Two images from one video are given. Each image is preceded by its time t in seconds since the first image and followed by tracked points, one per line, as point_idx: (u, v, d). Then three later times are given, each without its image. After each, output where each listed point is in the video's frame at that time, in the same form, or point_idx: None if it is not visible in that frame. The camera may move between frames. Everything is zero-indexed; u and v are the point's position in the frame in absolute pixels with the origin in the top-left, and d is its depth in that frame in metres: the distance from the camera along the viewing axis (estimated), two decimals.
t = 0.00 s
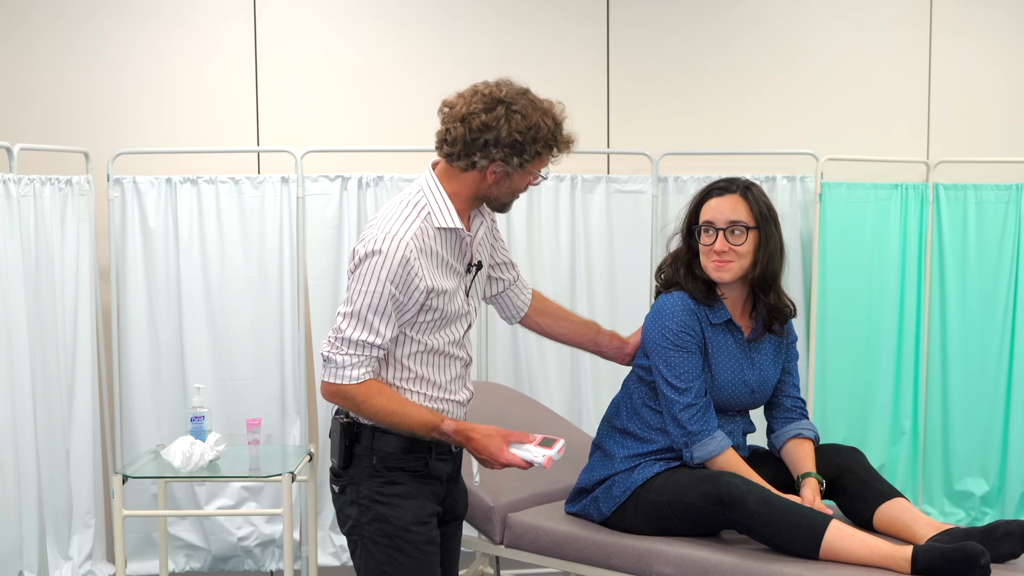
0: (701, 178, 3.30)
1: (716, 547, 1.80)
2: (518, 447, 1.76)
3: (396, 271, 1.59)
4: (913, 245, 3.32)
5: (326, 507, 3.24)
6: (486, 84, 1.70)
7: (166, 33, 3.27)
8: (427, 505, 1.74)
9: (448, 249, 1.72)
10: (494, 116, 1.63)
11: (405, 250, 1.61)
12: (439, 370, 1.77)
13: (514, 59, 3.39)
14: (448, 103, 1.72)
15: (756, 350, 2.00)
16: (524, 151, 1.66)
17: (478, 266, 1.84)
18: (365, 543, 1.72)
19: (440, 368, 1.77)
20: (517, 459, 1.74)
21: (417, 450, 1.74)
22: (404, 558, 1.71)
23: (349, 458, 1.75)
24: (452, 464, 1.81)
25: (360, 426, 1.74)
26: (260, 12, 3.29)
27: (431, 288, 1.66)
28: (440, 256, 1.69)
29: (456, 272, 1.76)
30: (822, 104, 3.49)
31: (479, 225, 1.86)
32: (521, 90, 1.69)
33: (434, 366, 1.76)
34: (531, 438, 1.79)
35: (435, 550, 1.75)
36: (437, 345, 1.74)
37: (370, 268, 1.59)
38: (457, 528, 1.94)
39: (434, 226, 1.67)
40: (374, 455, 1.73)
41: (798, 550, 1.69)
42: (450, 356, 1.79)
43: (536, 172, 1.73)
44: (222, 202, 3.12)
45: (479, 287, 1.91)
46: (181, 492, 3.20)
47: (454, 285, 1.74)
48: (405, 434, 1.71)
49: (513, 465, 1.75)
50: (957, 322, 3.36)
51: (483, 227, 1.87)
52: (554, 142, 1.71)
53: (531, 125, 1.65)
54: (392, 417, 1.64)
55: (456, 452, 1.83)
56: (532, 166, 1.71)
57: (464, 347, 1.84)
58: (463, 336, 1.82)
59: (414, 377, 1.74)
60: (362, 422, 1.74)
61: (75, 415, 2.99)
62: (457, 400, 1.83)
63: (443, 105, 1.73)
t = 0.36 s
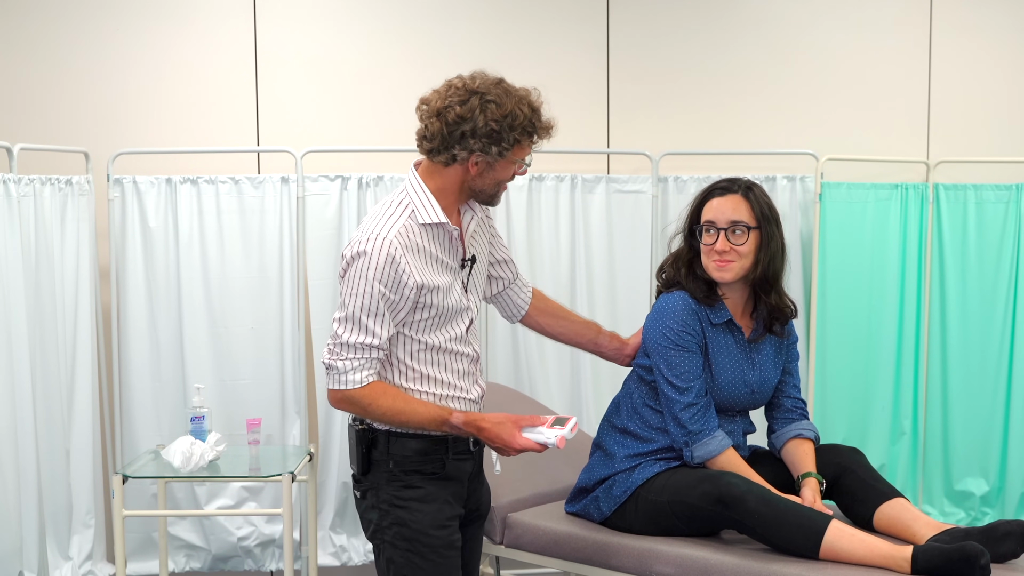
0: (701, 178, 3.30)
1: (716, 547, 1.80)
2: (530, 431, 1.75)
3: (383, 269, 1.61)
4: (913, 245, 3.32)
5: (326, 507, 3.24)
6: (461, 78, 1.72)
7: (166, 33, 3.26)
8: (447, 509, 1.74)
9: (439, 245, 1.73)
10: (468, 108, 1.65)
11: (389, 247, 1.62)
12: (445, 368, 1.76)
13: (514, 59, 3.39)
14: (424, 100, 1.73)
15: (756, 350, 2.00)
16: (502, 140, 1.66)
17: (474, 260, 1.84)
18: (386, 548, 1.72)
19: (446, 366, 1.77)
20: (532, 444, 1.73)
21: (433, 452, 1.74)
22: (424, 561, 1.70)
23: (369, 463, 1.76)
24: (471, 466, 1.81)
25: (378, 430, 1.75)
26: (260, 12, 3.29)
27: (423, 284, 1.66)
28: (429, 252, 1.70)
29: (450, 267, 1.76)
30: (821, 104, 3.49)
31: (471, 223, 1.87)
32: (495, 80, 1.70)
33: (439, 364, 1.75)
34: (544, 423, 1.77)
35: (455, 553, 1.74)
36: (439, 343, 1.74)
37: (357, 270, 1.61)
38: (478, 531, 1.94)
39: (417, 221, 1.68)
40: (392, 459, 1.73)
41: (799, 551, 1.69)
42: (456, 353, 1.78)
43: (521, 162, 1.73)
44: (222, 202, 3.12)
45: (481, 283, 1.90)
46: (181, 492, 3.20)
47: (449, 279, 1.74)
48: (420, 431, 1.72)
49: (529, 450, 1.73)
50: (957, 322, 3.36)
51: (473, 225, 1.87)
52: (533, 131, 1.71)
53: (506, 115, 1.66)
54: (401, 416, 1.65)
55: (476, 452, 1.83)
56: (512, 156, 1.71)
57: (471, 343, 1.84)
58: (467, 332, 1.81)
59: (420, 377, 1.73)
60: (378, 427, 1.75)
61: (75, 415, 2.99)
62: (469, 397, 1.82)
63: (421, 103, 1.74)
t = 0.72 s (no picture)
0: (701, 178, 3.30)
1: (716, 547, 1.80)
2: (526, 431, 1.74)
3: (382, 266, 1.61)
4: (913, 245, 3.32)
5: (326, 507, 3.24)
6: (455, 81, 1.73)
7: (166, 33, 3.26)
8: (444, 507, 1.74)
9: (439, 244, 1.73)
10: (461, 107, 1.65)
11: (388, 244, 1.62)
12: (443, 366, 1.76)
13: (514, 59, 3.39)
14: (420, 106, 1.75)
15: (757, 351, 2.00)
16: (497, 137, 1.66)
17: (475, 259, 1.83)
18: (383, 546, 1.73)
19: (444, 365, 1.76)
20: (527, 445, 1.72)
21: (430, 450, 1.74)
22: (420, 559, 1.70)
23: (368, 462, 1.76)
24: (470, 464, 1.80)
25: (377, 430, 1.75)
26: (260, 12, 3.29)
27: (421, 281, 1.66)
28: (429, 250, 1.70)
29: (450, 265, 1.76)
30: (821, 104, 3.49)
31: (474, 223, 1.85)
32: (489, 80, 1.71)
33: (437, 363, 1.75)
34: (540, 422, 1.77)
35: (453, 551, 1.74)
36: (437, 341, 1.74)
37: (356, 266, 1.62)
38: (480, 530, 1.93)
39: (418, 220, 1.69)
40: (389, 457, 1.74)
41: (799, 551, 1.69)
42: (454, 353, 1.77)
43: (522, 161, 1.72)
44: (222, 202, 3.12)
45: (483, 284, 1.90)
46: (181, 492, 3.20)
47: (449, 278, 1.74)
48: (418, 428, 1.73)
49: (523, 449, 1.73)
50: (957, 322, 3.36)
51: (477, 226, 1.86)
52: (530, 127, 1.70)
53: (496, 111, 1.65)
54: (396, 414, 1.65)
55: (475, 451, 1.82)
56: (511, 155, 1.70)
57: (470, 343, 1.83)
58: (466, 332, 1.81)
59: (417, 375, 1.73)
60: (377, 427, 1.75)
61: (75, 415, 2.99)
62: (468, 396, 1.81)
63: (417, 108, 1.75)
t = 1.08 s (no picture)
0: (701, 178, 3.30)
1: (716, 547, 1.80)
2: (489, 408, 1.64)
3: (352, 223, 1.69)
4: (913, 245, 3.32)
5: (326, 507, 3.24)
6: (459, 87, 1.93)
7: (166, 33, 3.27)
8: (400, 499, 1.70)
9: (426, 222, 1.74)
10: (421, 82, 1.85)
11: (363, 205, 1.70)
12: (420, 349, 1.73)
13: (514, 60, 3.40)
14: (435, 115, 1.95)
15: (756, 351, 2.00)
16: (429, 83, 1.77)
17: (471, 249, 1.79)
18: (352, 536, 1.75)
19: (419, 348, 1.73)
20: (486, 420, 1.61)
21: (392, 442, 1.72)
22: (376, 549, 1.69)
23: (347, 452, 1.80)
24: (440, 461, 1.74)
25: (352, 421, 1.78)
26: (261, 12, 3.29)
27: (393, 249, 1.70)
28: (411, 222, 1.72)
29: (438, 246, 1.74)
30: (822, 105, 3.49)
31: (478, 215, 1.82)
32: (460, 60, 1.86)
33: (412, 343, 1.73)
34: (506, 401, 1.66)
35: (411, 545, 1.70)
36: (413, 320, 1.72)
37: (334, 224, 1.71)
38: (482, 535, 1.86)
39: (404, 191, 1.74)
40: (356, 447, 1.75)
41: (799, 551, 1.69)
42: (432, 337, 1.73)
43: (481, 102, 1.73)
44: (222, 202, 3.12)
45: (490, 284, 1.85)
46: (181, 492, 3.20)
47: (432, 256, 1.73)
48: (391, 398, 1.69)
49: (482, 425, 1.62)
50: (957, 321, 3.36)
51: (481, 219, 1.83)
52: (497, 78, 1.75)
53: (463, 52, 1.74)
54: (361, 375, 1.64)
55: (451, 451, 1.75)
56: (471, 88, 1.73)
57: (459, 336, 1.77)
58: (454, 321, 1.76)
59: (392, 351, 1.73)
60: (353, 415, 1.78)
61: (75, 415, 2.99)
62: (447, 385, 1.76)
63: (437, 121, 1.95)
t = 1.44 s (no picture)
0: (701, 178, 3.30)
1: (716, 547, 1.80)
2: (445, 410, 1.60)
3: (336, 217, 1.71)
4: (913, 245, 3.32)
5: (326, 507, 3.24)
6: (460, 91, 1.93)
7: (167, 33, 3.26)
8: (380, 494, 1.70)
9: (412, 217, 1.75)
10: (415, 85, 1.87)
11: (348, 200, 1.72)
12: (404, 344, 1.73)
13: (514, 59, 3.40)
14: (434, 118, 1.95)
15: (755, 352, 2.01)
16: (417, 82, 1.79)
17: (461, 244, 1.78)
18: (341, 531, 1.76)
19: (403, 343, 1.73)
20: (437, 421, 1.58)
21: (375, 438, 1.72)
22: (359, 542, 1.70)
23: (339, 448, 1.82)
24: (423, 460, 1.73)
25: (343, 416, 1.80)
26: (261, 12, 3.29)
27: (376, 243, 1.71)
28: (396, 216, 1.73)
29: (425, 240, 1.74)
30: (822, 105, 3.49)
31: (470, 210, 1.81)
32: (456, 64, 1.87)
33: (396, 339, 1.73)
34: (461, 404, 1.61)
35: (391, 539, 1.69)
36: (397, 315, 1.73)
37: (321, 219, 1.75)
38: (474, 537, 1.84)
39: (391, 186, 1.75)
40: (344, 443, 1.77)
41: (798, 551, 1.69)
42: (417, 332, 1.73)
43: (468, 98, 1.73)
44: (222, 202, 3.12)
45: (483, 281, 1.83)
46: (181, 492, 3.20)
47: (418, 251, 1.73)
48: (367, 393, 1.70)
49: (434, 427, 1.58)
50: (956, 321, 3.36)
51: (473, 215, 1.82)
52: (484, 74, 1.76)
53: (450, 50, 1.76)
54: (336, 368, 1.68)
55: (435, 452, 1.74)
56: (458, 84, 1.73)
57: (447, 331, 1.76)
58: (441, 317, 1.75)
59: (377, 346, 1.74)
60: (342, 410, 1.80)
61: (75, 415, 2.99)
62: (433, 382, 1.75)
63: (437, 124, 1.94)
